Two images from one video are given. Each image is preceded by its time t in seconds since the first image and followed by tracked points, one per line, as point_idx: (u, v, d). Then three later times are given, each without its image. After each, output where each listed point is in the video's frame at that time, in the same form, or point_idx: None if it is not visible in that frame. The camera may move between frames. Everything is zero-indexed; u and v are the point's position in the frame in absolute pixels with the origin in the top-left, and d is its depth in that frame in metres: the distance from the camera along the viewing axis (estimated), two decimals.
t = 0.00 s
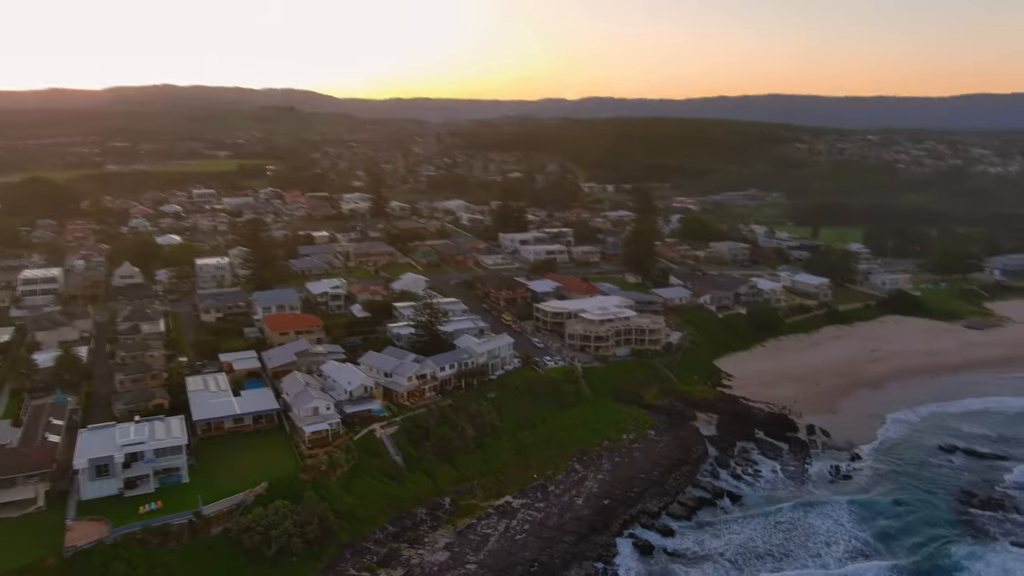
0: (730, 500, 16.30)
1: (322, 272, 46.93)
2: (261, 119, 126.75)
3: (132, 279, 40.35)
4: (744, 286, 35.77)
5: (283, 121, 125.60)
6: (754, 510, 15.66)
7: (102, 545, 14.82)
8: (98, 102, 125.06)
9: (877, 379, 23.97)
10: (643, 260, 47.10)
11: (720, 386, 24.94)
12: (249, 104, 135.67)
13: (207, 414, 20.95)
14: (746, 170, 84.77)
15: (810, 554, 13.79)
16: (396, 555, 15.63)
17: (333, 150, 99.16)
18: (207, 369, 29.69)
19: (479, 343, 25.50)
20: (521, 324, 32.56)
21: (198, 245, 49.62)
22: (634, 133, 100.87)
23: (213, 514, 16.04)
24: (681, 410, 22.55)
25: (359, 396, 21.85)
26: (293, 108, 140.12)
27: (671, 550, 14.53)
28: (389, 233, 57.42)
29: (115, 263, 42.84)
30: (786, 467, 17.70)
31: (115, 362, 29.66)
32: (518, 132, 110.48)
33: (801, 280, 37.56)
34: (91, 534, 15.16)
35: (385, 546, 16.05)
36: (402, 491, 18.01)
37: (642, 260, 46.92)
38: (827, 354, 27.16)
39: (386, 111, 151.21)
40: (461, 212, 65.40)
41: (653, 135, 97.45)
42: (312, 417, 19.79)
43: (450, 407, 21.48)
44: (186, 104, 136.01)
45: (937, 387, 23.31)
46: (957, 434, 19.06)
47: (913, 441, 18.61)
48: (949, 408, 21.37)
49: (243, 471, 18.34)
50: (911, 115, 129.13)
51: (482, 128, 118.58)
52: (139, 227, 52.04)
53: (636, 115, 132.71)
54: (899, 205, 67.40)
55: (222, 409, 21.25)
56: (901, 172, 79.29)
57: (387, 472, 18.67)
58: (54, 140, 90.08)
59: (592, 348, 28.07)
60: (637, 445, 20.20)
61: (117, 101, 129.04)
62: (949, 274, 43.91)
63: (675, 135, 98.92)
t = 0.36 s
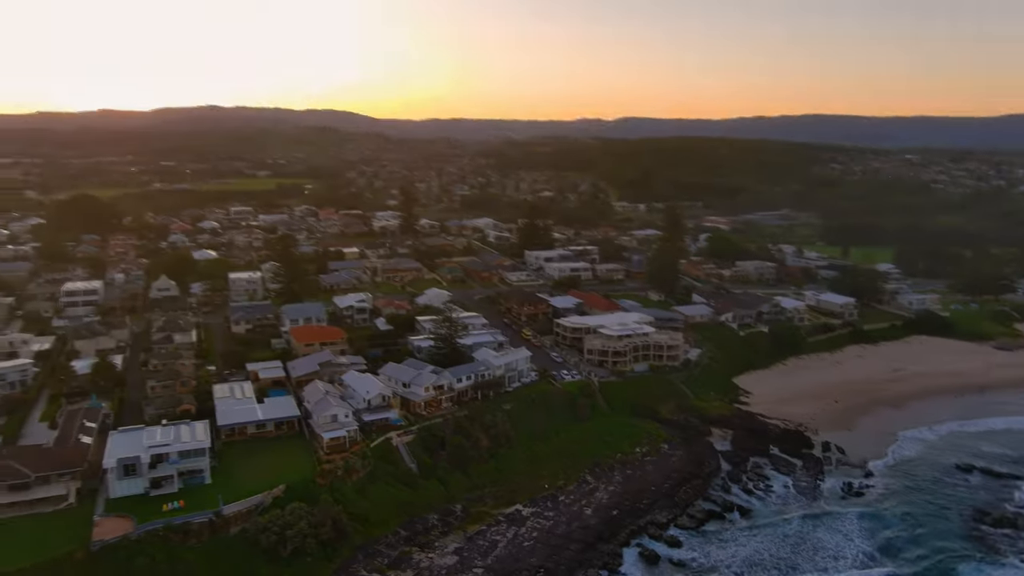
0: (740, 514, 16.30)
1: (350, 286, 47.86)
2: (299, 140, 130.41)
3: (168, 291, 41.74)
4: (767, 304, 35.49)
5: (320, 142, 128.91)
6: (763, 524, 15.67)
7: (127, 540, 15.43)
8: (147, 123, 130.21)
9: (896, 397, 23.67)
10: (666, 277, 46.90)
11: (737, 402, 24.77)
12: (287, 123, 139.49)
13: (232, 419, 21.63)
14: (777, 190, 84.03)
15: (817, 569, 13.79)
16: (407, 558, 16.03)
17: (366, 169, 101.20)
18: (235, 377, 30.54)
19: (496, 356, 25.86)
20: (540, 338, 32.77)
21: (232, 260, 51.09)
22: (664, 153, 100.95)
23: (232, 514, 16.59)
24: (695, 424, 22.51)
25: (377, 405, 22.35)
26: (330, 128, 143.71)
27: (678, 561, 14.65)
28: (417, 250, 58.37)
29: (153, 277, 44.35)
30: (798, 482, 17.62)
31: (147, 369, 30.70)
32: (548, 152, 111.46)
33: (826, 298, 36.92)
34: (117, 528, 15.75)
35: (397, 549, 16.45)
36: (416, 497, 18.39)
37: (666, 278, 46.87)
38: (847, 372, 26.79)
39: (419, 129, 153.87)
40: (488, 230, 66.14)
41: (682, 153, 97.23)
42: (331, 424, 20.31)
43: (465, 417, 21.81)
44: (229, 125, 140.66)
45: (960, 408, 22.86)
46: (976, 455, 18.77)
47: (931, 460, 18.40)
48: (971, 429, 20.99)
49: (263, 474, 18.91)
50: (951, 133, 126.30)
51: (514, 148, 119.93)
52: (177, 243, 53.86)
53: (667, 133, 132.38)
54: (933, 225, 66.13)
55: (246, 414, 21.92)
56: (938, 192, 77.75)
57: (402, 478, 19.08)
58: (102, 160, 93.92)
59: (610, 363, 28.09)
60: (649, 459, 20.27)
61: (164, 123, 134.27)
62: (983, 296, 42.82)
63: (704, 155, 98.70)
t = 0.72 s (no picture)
0: (748, 522, 16.31)
1: (373, 296, 48.59)
2: (330, 155, 133.16)
3: (198, 300, 42.91)
4: (787, 318, 35.13)
5: (349, 157, 131.38)
6: (770, 534, 15.69)
7: (149, 533, 16.01)
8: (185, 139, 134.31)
9: (915, 412, 23.36)
10: (687, 290, 46.66)
11: (753, 414, 24.57)
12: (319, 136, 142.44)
13: (252, 422, 22.22)
14: (804, 204, 83.20)
15: None
16: (416, 557, 16.39)
17: (399, 183, 102.91)
18: (258, 382, 31.28)
19: (513, 365, 26.11)
20: (558, 348, 32.86)
21: (260, 271, 52.35)
22: (689, 168, 100.71)
23: (249, 512, 17.09)
24: (709, 434, 22.46)
25: (393, 411, 22.80)
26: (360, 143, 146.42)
27: (683, 568, 14.76)
28: (440, 262, 59.06)
29: (184, 286, 45.65)
30: (809, 493, 17.54)
31: (175, 374, 31.62)
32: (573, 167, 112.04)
33: (850, 311, 36.61)
34: (139, 523, 16.29)
35: (407, 549, 16.83)
36: (429, 501, 18.72)
37: (687, 291, 46.74)
38: (866, 386, 26.44)
39: (447, 141, 155.80)
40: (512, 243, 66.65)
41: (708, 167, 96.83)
42: (348, 428, 20.83)
43: (480, 423, 22.09)
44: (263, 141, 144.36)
45: (981, 425, 22.44)
46: (992, 471, 18.53)
47: (946, 475, 18.19)
48: (989, 445, 20.65)
49: (281, 475, 19.41)
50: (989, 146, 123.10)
51: (539, 163, 120.79)
52: (209, 254, 55.38)
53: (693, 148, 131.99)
54: (965, 241, 64.70)
55: (267, 418, 22.52)
56: (970, 207, 76.21)
57: (415, 481, 19.41)
58: (141, 174, 97.11)
59: (626, 374, 28.03)
60: (660, 467, 20.34)
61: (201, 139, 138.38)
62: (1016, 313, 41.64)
63: (730, 169, 98.21)
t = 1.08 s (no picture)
0: (755, 531, 16.33)
1: (395, 305, 49.14)
2: (356, 169, 135.32)
3: (224, 308, 43.91)
4: (805, 329, 34.75)
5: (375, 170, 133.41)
6: (777, 542, 15.72)
7: (169, 528, 16.58)
8: (217, 153, 137.74)
9: (932, 424, 23.08)
10: (705, 301, 46.40)
11: (768, 424, 24.42)
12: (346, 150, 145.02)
13: (270, 425, 22.76)
14: (828, 216, 82.25)
15: None
16: (426, 558, 16.71)
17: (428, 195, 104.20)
18: (278, 387, 31.90)
19: (526, 372, 26.33)
20: (574, 357, 32.92)
21: (285, 280, 53.46)
22: (712, 181, 100.29)
23: (265, 511, 17.50)
24: (722, 442, 22.42)
25: (407, 416, 23.16)
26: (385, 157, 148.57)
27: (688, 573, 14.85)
28: (461, 273, 59.61)
29: (211, 294, 46.78)
30: (819, 503, 17.48)
31: (199, 378, 32.45)
32: (596, 180, 112.29)
33: (871, 323, 36.12)
34: (159, 520, 16.77)
35: (418, 550, 17.17)
36: (440, 503, 19.02)
37: (706, 302, 46.51)
38: (884, 398, 26.12)
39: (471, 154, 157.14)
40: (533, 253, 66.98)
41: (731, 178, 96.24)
42: (362, 431, 21.25)
43: (492, 428, 22.34)
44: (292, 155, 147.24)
45: (1001, 439, 22.06)
46: (1008, 485, 18.28)
47: (960, 489, 17.99)
48: (1008, 459, 20.33)
49: (296, 476, 19.87)
50: None
51: (562, 176, 121.26)
52: (237, 264, 56.65)
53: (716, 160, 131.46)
54: (996, 253, 63.25)
55: (285, 421, 23.05)
56: (1001, 219, 74.67)
57: (427, 484, 19.71)
58: (175, 186, 99.78)
59: (640, 384, 27.96)
60: (670, 475, 20.38)
61: (233, 153, 141.77)
62: None
63: (754, 182, 97.58)
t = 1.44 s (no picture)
0: (762, 538, 16.35)
1: (414, 313, 49.63)
2: (379, 180, 137.15)
3: (247, 315, 44.77)
4: (822, 339, 34.36)
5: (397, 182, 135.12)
6: (784, 549, 15.74)
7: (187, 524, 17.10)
8: (245, 165, 140.52)
9: (948, 435, 22.84)
10: (723, 311, 46.16)
11: (781, 434, 24.25)
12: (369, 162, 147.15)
13: (287, 427, 23.23)
14: (851, 228, 81.30)
15: None
16: (434, 559, 16.98)
17: (451, 206, 105.12)
18: (297, 392, 32.45)
19: (539, 380, 26.52)
20: (588, 366, 32.96)
21: (307, 288, 54.45)
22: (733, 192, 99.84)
23: (280, 511, 17.89)
24: (733, 450, 22.38)
25: (420, 420, 23.47)
26: (408, 169, 150.35)
27: None
28: (480, 282, 60.11)
29: (235, 302, 47.77)
30: (828, 511, 17.43)
31: (220, 383, 33.19)
32: (616, 191, 112.41)
33: (889, 335, 35.69)
34: (176, 517, 17.24)
35: (427, 552, 17.47)
36: (450, 507, 19.27)
37: (723, 312, 46.28)
38: (900, 409, 25.83)
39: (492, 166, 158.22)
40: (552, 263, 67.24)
41: (752, 189, 95.70)
42: (376, 435, 21.60)
43: (503, 434, 22.54)
44: (317, 168, 149.65)
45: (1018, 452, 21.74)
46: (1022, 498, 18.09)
47: (972, 501, 17.84)
48: None
49: (311, 478, 20.27)
50: None
51: (582, 187, 121.53)
52: (261, 272, 57.71)
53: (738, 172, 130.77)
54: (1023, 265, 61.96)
55: (301, 424, 23.50)
56: None
57: (438, 487, 19.96)
58: (203, 197, 102.03)
59: (653, 393, 27.89)
60: (680, 482, 20.43)
61: (259, 165, 144.50)
62: None
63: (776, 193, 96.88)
